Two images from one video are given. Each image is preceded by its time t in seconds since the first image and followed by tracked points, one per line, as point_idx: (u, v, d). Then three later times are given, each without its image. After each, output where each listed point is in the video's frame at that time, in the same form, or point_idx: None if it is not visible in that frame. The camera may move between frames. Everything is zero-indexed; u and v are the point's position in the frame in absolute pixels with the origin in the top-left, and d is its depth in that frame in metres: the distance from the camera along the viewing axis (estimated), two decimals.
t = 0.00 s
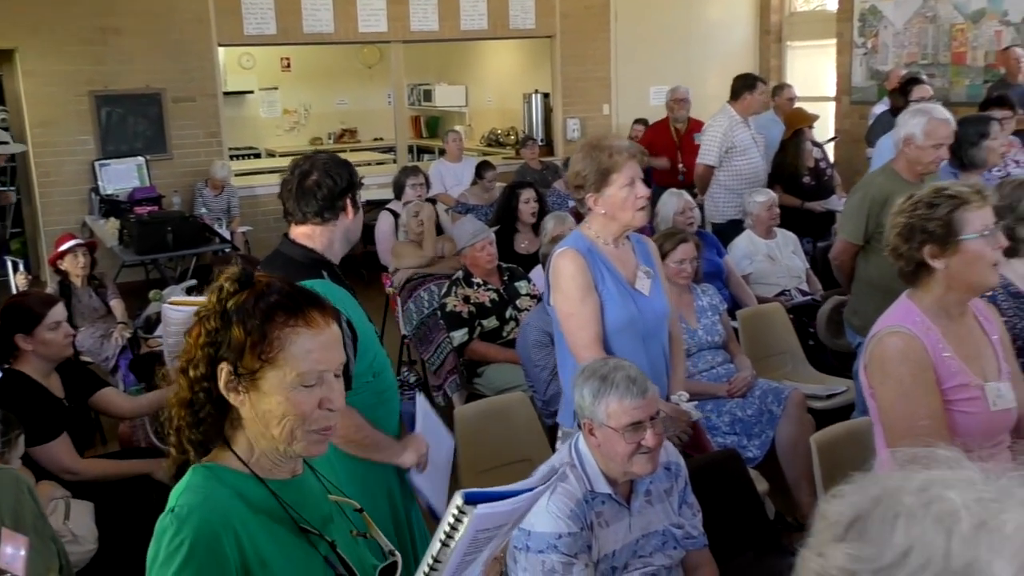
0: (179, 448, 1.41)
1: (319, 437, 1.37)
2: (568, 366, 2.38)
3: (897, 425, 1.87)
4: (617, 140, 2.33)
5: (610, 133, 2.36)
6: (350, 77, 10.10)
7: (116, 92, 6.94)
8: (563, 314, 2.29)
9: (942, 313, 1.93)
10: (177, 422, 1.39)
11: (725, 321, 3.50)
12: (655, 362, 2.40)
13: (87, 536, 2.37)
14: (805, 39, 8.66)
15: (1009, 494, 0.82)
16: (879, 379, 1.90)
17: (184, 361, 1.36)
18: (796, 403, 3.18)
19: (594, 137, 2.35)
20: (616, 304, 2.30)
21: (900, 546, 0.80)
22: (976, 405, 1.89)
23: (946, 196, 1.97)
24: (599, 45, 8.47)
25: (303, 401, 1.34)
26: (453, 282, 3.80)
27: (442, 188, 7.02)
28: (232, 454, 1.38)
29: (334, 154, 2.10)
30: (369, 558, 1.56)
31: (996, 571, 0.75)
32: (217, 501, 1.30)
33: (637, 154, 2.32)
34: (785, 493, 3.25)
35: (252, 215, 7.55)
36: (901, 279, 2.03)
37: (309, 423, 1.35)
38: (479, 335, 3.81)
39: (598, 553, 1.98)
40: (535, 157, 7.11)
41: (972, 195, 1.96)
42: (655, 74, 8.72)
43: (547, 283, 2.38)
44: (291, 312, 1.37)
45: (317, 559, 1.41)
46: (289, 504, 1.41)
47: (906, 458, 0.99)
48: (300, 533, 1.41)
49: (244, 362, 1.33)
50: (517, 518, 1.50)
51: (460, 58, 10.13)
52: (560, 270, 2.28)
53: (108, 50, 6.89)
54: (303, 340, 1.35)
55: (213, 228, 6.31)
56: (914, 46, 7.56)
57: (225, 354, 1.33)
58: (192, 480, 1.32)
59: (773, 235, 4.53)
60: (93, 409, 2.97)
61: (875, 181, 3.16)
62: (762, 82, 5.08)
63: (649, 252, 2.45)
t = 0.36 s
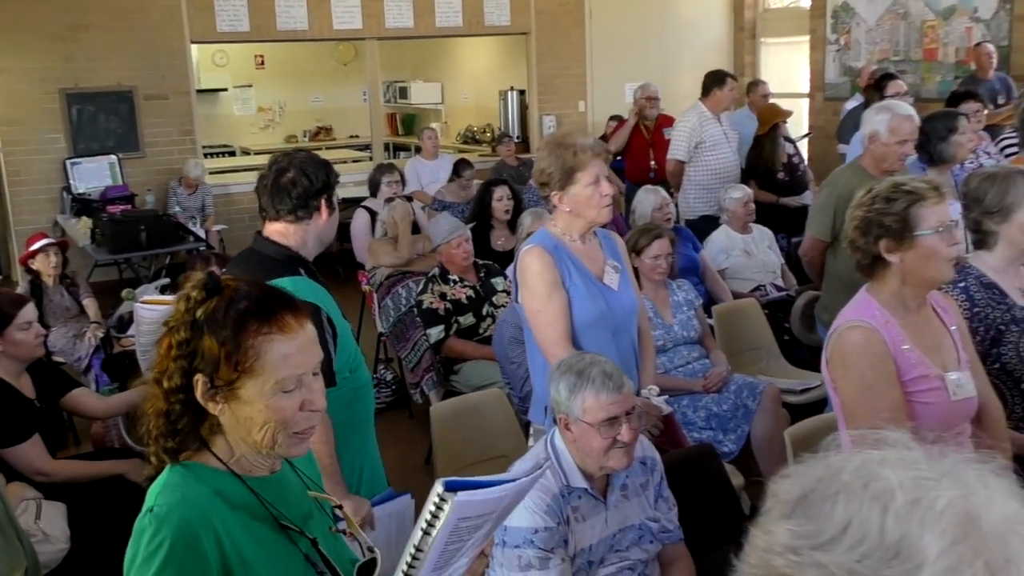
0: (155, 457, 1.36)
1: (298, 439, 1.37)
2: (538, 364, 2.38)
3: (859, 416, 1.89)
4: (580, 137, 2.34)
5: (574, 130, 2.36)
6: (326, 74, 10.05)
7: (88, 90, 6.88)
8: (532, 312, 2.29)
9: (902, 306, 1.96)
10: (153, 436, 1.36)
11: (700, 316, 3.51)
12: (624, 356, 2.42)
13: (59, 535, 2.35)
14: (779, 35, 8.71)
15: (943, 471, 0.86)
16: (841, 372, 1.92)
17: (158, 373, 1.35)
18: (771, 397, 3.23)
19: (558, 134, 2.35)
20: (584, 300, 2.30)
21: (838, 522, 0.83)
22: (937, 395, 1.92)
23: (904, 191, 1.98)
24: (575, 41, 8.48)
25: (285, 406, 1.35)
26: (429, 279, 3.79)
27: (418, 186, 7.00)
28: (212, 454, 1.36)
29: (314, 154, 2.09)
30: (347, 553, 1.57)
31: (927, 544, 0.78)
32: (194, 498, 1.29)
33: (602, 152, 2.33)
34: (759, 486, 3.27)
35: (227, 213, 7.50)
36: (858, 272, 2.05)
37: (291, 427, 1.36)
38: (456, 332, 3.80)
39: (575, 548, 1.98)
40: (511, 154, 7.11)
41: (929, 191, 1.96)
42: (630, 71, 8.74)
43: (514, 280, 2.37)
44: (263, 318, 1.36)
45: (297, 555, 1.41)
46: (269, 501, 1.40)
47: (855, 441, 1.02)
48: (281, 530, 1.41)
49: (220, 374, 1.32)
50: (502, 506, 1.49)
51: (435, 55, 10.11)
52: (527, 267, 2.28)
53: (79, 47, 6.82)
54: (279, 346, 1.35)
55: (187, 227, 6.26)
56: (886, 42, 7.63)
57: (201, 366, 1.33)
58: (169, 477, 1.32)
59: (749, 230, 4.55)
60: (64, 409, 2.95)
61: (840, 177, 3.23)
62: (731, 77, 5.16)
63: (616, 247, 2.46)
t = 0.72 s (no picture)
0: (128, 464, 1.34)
1: (281, 438, 1.37)
2: (520, 362, 2.38)
3: (834, 410, 1.90)
4: (559, 134, 2.34)
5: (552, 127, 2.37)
6: (309, 73, 10.03)
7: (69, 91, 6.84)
8: (513, 312, 2.29)
9: (876, 299, 1.97)
10: (128, 443, 1.33)
11: (685, 311, 3.52)
12: (608, 351, 2.42)
13: (43, 538, 2.35)
14: (762, 31, 8.75)
15: (900, 461, 0.87)
16: (817, 366, 1.93)
17: (136, 375, 1.33)
18: (755, 391, 3.22)
19: (537, 131, 2.36)
20: (565, 297, 2.31)
21: (803, 517, 0.83)
22: (912, 387, 1.93)
23: (878, 182, 1.99)
24: (558, 38, 8.47)
25: (262, 404, 1.35)
26: (414, 277, 3.79)
27: (402, 184, 6.99)
28: (193, 455, 1.36)
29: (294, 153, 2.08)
30: (332, 553, 1.56)
31: (893, 534, 0.79)
32: (172, 498, 1.29)
33: (581, 149, 2.34)
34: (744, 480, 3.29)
35: (211, 214, 7.47)
36: (834, 262, 2.07)
37: (269, 426, 1.36)
38: (441, 330, 3.80)
39: (560, 544, 1.99)
40: (496, 151, 7.10)
41: (904, 183, 1.97)
42: (613, 67, 8.75)
43: (497, 279, 2.38)
44: (236, 317, 1.36)
45: (278, 556, 1.41)
46: (249, 501, 1.40)
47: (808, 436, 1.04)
48: (261, 530, 1.40)
49: (195, 373, 1.32)
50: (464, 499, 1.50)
51: (419, 53, 10.09)
52: (508, 267, 2.29)
53: (60, 48, 6.78)
54: (254, 342, 1.35)
55: (171, 228, 6.23)
56: (868, 37, 7.67)
57: (177, 367, 1.32)
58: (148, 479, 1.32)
59: (734, 225, 4.57)
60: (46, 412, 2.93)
61: (818, 173, 3.25)
62: (713, 72, 5.19)
63: (596, 243, 2.47)
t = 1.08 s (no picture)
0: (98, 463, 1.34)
1: (266, 407, 1.41)
2: (495, 359, 2.38)
3: (808, 406, 1.91)
4: (532, 131, 2.35)
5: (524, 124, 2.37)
6: (279, 74, 9.98)
7: (36, 93, 6.77)
8: (488, 309, 2.29)
9: (848, 295, 1.98)
10: (97, 448, 1.33)
11: (656, 308, 3.54)
12: (583, 347, 2.43)
13: (12, 546, 2.35)
14: (732, 28, 8.83)
15: (862, 460, 0.89)
16: (791, 363, 1.94)
17: (109, 379, 1.34)
18: (726, 386, 3.25)
19: (509, 129, 2.36)
20: (540, 294, 2.31)
21: (762, 519, 0.84)
22: (885, 382, 1.96)
23: (850, 179, 2.01)
24: (530, 36, 8.48)
25: (244, 369, 1.37)
26: (386, 277, 3.79)
27: (375, 184, 6.98)
28: (170, 456, 1.36)
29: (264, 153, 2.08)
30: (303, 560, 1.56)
31: (853, 534, 0.80)
32: (146, 501, 1.29)
33: (553, 146, 2.34)
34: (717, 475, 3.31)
35: (183, 215, 7.42)
36: (806, 259, 2.08)
37: (253, 392, 1.38)
38: (414, 330, 3.80)
39: (532, 541, 1.99)
40: (469, 150, 7.09)
41: (875, 179, 2.00)
42: (585, 65, 8.78)
43: (471, 277, 2.38)
44: (206, 290, 1.39)
45: (251, 561, 1.40)
46: (225, 504, 1.39)
47: (763, 431, 1.05)
48: (235, 535, 1.40)
49: (175, 349, 1.33)
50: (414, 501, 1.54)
51: (391, 53, 10.07)
52: (483, 265, 2.29)
53: (26, 49, 6.71)
54: (227, 312, 1.38)
55: (141, 230, 6.18)
56: (836, 34, 7.74)
57: (153, 347, 1.32)
58: (121, 478, 1.31)
59: (705, 221, 4.60)
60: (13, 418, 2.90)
61: (787, 169, 3.27)
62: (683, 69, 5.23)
63: (568, 240, 2.48)
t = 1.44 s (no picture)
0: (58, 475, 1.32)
1: (237, 397, 1.43)
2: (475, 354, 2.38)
3: (788, 405, 1.93)
4: (509, 127, 2.34)
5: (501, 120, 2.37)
6: (246, 72, 9.90)
7: None
8: (470, 305, 2.29)
9: (827, 293, 2.00)
10: (57, 458, 1.31)
11: (626, 306, 3.57)
12: (563, 343, 2.43)
13: None
14: (699, 27, 8.89)
15: (844, 471, 0.89)
16: (771, 362, 1.95)
17: (61, 392, 1.30)
18: (696, 382, 3.28)
19: (487, 125, 2.35)
20: (521, 289, 2.31)
21: (742, 537, 0.84)
22: (865, 380, 1.98)
23: (829, 179, 2.02)
24: (499, 34, 8.48)
25: (207, 362, 1.37)
26: (355, 277, 3.79)
27: (344, 183, 6.95)
28: (139, 457, 1.34)
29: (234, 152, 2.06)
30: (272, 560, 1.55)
31: (839, 551, 0.81)
32: (118, 503, 1.27)
33: (531, 142, 2.34)
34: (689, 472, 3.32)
35: (149, 216, 7.34)
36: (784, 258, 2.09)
37: (220, 384, 1.39)
38: (384, 329, 3.79)
39: (502, 540, 1.99)
40: (439, 148, 7.07)
41: (854, 178, 2.01)
42: (553, 63, 8.79)
43: (451, 273, 2.38)
44: (155, 287, 1.37)
45: (226, 560, 1.39)
46: (197, 504, 1.38)
47: (736, 439, 1.06)
48: (209, 534, 1.38)
49: (135, 352, 1.30)
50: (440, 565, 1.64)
51: (359, 51, 10.02)
52: (463, 261, 2.28)
53: None
54: (181, 307, 1.37)
55: (106, 231, 6.10)
56: (802, 32, 7.82)
57: (111, 353, 1.29)
58: (92, 479, 1.29)
59: (671, 219, 4.63)
60: None
61: (756, 165, 3.30)
62: (651, 67, 5.24)
63: (545, 236, 2.48)
